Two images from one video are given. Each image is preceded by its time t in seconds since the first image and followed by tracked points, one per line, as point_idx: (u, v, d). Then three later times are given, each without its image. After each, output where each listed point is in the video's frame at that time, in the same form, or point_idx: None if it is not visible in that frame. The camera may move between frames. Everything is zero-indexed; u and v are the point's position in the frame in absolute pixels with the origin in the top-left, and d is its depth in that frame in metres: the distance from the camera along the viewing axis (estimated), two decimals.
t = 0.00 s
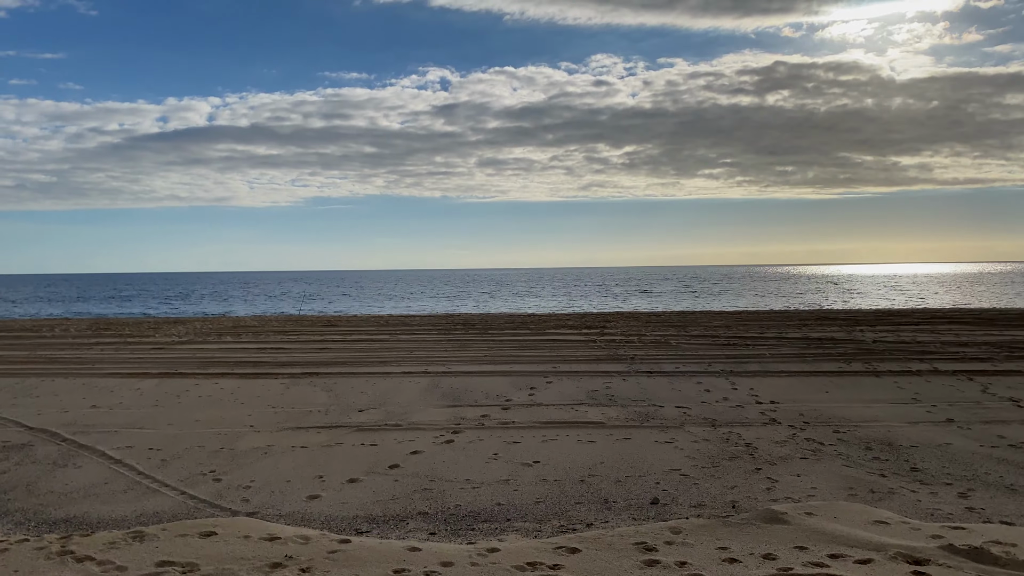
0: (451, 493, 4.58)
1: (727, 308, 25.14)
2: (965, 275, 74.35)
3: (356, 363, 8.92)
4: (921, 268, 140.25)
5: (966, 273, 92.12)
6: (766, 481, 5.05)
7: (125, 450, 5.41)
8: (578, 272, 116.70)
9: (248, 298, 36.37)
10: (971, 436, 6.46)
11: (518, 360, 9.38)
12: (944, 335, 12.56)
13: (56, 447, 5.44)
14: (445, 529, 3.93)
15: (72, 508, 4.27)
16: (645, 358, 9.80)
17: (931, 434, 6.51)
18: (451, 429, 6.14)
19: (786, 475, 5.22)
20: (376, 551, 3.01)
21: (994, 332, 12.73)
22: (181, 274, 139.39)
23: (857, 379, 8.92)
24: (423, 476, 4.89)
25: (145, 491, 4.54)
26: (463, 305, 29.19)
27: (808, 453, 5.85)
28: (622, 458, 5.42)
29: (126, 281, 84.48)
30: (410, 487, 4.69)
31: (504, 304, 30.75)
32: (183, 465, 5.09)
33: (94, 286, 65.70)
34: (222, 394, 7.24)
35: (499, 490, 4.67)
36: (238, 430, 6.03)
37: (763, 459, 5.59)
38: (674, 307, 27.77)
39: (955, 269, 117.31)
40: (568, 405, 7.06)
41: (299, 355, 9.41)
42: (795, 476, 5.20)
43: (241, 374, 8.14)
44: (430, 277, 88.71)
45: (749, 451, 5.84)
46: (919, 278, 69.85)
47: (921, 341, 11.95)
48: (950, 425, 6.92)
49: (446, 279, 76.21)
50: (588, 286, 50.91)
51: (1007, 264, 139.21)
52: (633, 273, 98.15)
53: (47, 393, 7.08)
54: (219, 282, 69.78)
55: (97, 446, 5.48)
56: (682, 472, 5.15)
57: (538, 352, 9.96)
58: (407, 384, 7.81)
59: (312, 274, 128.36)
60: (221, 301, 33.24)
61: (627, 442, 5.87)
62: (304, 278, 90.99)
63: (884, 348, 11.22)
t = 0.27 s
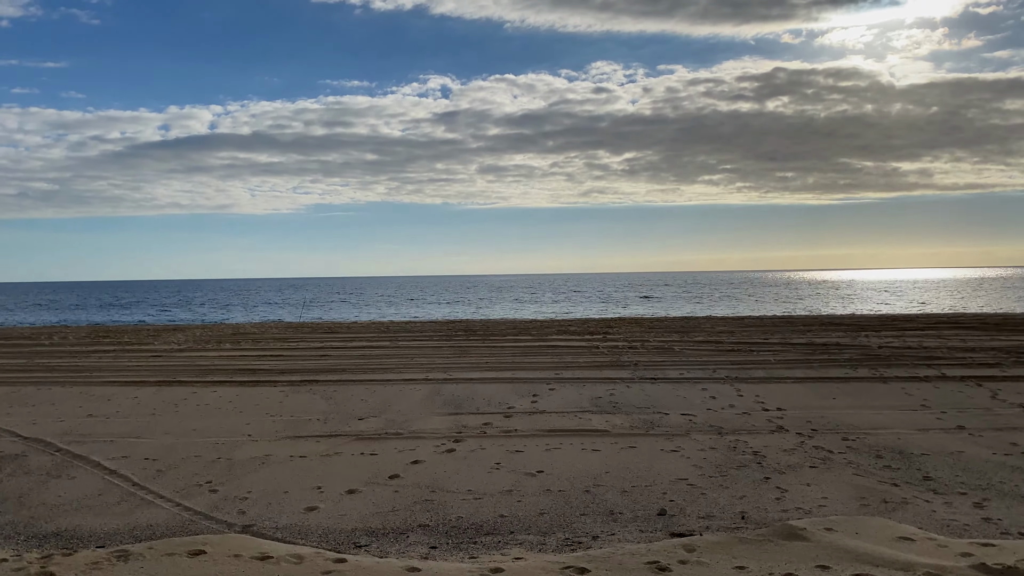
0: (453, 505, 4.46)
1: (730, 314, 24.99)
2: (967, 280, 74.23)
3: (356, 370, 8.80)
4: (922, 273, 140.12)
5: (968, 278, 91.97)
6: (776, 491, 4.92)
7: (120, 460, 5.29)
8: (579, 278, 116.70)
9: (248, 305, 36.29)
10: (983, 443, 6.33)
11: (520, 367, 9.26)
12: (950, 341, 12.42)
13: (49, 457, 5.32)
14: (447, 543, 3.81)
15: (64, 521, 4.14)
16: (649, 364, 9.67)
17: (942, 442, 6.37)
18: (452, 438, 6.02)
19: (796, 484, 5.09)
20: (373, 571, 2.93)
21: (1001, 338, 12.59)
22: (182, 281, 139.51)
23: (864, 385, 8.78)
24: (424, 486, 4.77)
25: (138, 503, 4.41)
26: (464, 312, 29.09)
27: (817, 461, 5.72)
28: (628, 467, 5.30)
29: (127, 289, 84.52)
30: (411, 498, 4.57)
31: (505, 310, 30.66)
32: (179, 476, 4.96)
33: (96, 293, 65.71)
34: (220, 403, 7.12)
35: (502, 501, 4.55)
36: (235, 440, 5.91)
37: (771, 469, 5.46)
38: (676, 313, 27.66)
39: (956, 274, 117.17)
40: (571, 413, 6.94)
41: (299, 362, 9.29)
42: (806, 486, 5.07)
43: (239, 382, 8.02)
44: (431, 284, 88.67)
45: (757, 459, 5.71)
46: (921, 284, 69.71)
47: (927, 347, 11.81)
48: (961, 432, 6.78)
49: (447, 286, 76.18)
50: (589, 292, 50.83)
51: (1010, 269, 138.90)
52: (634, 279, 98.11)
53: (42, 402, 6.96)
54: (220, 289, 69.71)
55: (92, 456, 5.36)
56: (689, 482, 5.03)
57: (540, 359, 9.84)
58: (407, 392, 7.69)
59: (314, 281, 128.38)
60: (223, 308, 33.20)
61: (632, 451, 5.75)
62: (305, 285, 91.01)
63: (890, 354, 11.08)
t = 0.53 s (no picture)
0: (453, 521, 4.33)
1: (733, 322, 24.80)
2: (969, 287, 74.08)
3: (355, 381, 8.67)
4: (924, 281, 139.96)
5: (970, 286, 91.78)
6: (786, 507, 4.77)
7: (112, 473, 5.15)
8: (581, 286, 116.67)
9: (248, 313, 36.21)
10: (996, 455, 6.18)
11: (521, 376, 9.13)
12: (957, 350, 12.26)
13: (40, 470, 5.19)
14: (447, 562, 3.68)
15: (51, 538, 4.00)
16: (652, 374, 9.53)
17: (954, 454, 6.23)
18: (452, 451, 5.89)
19: (806, 499, 4.95)
20: None
21: (1008, 346, 12.44)
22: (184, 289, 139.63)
23: (872, 396, 8.64)
24: (424, 502, 4.64)
25: (129, 518, 4.27)
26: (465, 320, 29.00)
27: (827, 475, 5.57)
28: (633, 481, 5.16)
29: (129, 297, 84.58)
30: (409, 514, 4.43)
31: (506, 318, 30.57)
32: (172, 490, 4.83)
33: (97, 301, 65.67)
34: (216, 414, 6.99)
35: (503, 517, 4.41)
36: (230, 453, 5.77)
37: (780, 482, 5.32)
38: (678, 321, 27.56)
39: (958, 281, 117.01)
40: (574, 425, 6.80)
41: (297, 372, 9.16)
42: (816, 500, 4.93)
43: (236, 393, 7.90)
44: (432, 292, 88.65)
45: (765, 472, 5.57)
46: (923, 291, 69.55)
47: (934, 356, 11.66)
48: (972, 444, 6.63)
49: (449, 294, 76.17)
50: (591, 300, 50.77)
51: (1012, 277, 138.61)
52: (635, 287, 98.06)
53: (36, 413, 6.83)
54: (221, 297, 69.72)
55: (84, 469, 5.22)
56: (696, 497, 4.89)
57: (542, 368, 9.71)
58: (407, 402, 7.56)
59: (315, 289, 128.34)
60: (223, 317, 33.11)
61: (636, 464, 5.61)
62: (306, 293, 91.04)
63: (897, 363, 10.93)
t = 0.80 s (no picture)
0: (450, 537, 4.21)
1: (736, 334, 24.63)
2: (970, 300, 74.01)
3: (353, 391, 8.55)
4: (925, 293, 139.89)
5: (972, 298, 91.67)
6: (792, 524, 4.64)
7: (102, 486, 5.03)
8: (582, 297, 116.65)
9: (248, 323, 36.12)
10: (1006, 471, 6.05)
11: (521, 388, 9.01)
12: (962, 363, 12.12)
13: (29, 483, 5.07)
14: None
15: (37, 553, 3.88)
16: (654, 386, 9.41)
17: (963, 470, 6.09)
18: (450, 464, 5.77)
19: (812, 515, 4.83)
20: None
21: (1014, 360, 12.30)
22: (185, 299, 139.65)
23: (877, 409, 8.51)
24: (420, 517, 4.52)
25: (118, 533, 4.14)
26: (465, 331, 28.90)
27: (833, 491, 5.44)
28: (635, 496, 5.04)
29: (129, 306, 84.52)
30: (405, 530, 4.31)
31: (506, 329, 30.46)
32: (163, 503, 4.71)
33: (98, 311, 65.61)
34: (211, 425, 6.87)
35: (502, 533, 4.29)
36: (224, 465, 5.65)
37: (786, 498, 5.19)
38: (678, 332, 27.47)
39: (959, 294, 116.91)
40: (575, 437, 6.68)
41: (294, 383, 9.05)
42: (823, 517, 4.80)
43: (232, 404, 7.78)
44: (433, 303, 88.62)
45: (770, 488, 5.44)
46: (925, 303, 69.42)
47: (939, 369, 11.52)
48: (981, 459, 6.50)
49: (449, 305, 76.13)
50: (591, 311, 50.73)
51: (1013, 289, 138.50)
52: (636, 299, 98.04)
53: (28, 423, 6.72)
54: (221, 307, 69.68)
55: (74, 481, 5.10)
56: (700, 513, 4.76)
57: (542, 380, 9.59)
58: (405, 414, 7.44)
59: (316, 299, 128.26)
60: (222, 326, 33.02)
61: (639, 478, 5.49)
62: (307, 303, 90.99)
63: (901, 376, 10.80)
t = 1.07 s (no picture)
0: (449, 556, 4.08)
1: (742, 346, 24.36)
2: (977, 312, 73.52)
3: (354, 401, 8.44)
4: (932, 304, 139.13)
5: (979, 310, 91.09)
6: (803, 545, 4.49)
7: (95, 498, 4.92)
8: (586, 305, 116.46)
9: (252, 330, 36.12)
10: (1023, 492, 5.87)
11: (524, 398, 8.88)
12: (972, 377, 11.92)
13: (20, 493, 4.96)
14: None
15: (24, 568, 3.77)
16: (659, 398, 9.26)
17: (978, 489, 5.92)
18: (451, 478, 5.64)
19: (824, 536, 4.67)
20: None
21: None
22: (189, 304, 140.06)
23: (887, 425, 8.33)
24: (419, 534, 4.39)
25: (108, 548, 4.03)
26: (468, 339, 28.78)
27: (845, 510, 5.28)
28: (640, 514, 4.89)
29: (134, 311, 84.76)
30: (404, 548, 4.18)
31: (510, 338, 30.37)
32: (156, 516, 4.59)
33: (103, 315, 65.78)
34: (208, 435, 6.77)
35: (503, 552, 4.15)
36: (221, 476, 5.54)
37: (796, 517, 5.03)
38: (683, 343, 27.28)
39: (966, 305, 116.19)
40: (579, 451, 6.55)
41: (295, 391, 8.95)
42: (835, 538, 4.65)
43: (231, 413, 7.68)
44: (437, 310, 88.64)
45: (780, 506, 5.29)
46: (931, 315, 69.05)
47: (949, 383, 11.33)
48: (996, 478, 6.32)
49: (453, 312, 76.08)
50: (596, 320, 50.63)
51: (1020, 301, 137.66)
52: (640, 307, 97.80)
53: (23, 431, 6.63)
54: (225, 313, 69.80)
55: (67, 492, 5.00)
56: (708, 532, 4.61)
57: (546, 390, 9.46)
58: (406, 425, 7.32)
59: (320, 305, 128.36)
60: (226, 332, 33.05)
61: (644, 495, 5.35)
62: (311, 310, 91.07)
63: (911, 390, 10.62)
